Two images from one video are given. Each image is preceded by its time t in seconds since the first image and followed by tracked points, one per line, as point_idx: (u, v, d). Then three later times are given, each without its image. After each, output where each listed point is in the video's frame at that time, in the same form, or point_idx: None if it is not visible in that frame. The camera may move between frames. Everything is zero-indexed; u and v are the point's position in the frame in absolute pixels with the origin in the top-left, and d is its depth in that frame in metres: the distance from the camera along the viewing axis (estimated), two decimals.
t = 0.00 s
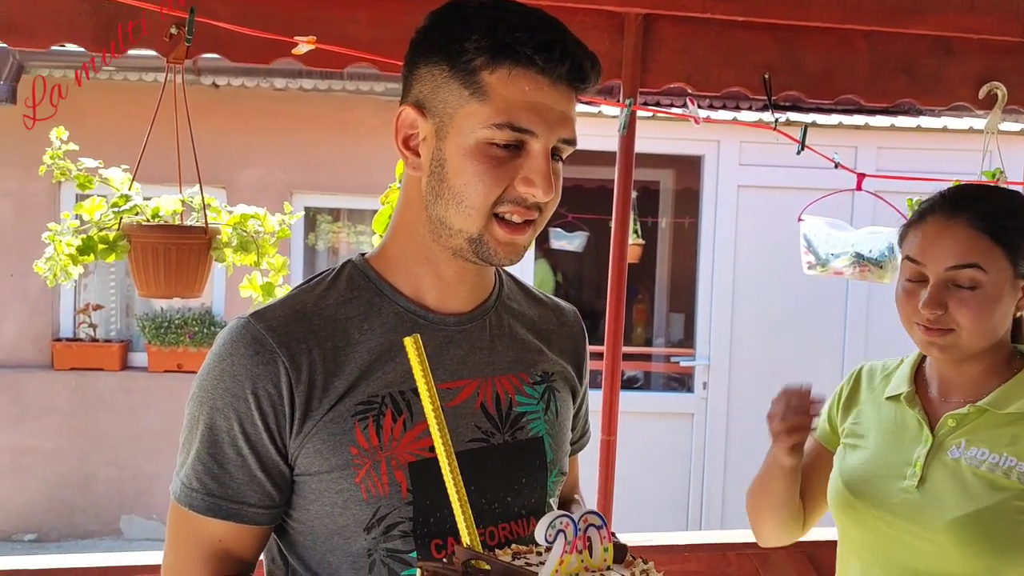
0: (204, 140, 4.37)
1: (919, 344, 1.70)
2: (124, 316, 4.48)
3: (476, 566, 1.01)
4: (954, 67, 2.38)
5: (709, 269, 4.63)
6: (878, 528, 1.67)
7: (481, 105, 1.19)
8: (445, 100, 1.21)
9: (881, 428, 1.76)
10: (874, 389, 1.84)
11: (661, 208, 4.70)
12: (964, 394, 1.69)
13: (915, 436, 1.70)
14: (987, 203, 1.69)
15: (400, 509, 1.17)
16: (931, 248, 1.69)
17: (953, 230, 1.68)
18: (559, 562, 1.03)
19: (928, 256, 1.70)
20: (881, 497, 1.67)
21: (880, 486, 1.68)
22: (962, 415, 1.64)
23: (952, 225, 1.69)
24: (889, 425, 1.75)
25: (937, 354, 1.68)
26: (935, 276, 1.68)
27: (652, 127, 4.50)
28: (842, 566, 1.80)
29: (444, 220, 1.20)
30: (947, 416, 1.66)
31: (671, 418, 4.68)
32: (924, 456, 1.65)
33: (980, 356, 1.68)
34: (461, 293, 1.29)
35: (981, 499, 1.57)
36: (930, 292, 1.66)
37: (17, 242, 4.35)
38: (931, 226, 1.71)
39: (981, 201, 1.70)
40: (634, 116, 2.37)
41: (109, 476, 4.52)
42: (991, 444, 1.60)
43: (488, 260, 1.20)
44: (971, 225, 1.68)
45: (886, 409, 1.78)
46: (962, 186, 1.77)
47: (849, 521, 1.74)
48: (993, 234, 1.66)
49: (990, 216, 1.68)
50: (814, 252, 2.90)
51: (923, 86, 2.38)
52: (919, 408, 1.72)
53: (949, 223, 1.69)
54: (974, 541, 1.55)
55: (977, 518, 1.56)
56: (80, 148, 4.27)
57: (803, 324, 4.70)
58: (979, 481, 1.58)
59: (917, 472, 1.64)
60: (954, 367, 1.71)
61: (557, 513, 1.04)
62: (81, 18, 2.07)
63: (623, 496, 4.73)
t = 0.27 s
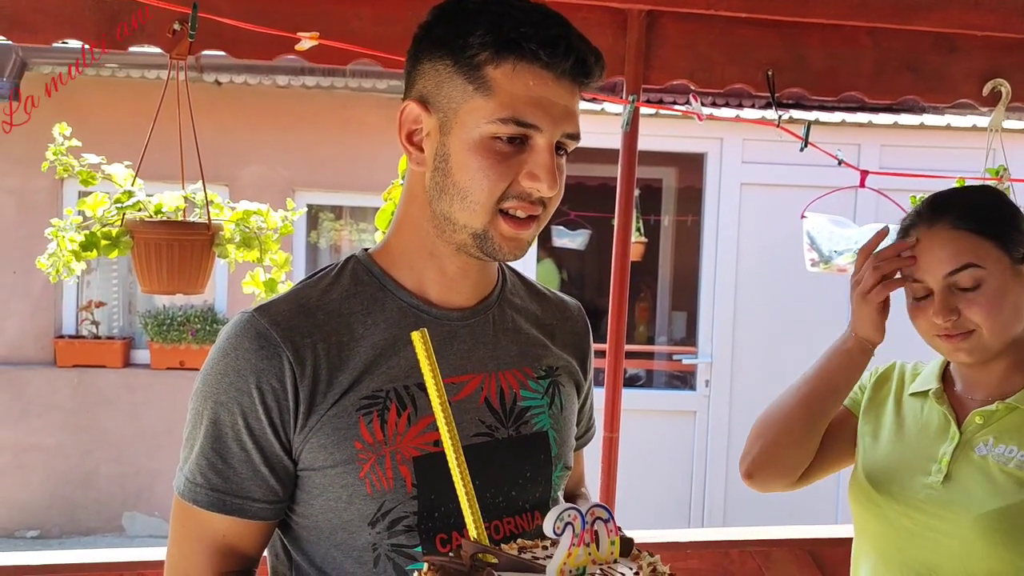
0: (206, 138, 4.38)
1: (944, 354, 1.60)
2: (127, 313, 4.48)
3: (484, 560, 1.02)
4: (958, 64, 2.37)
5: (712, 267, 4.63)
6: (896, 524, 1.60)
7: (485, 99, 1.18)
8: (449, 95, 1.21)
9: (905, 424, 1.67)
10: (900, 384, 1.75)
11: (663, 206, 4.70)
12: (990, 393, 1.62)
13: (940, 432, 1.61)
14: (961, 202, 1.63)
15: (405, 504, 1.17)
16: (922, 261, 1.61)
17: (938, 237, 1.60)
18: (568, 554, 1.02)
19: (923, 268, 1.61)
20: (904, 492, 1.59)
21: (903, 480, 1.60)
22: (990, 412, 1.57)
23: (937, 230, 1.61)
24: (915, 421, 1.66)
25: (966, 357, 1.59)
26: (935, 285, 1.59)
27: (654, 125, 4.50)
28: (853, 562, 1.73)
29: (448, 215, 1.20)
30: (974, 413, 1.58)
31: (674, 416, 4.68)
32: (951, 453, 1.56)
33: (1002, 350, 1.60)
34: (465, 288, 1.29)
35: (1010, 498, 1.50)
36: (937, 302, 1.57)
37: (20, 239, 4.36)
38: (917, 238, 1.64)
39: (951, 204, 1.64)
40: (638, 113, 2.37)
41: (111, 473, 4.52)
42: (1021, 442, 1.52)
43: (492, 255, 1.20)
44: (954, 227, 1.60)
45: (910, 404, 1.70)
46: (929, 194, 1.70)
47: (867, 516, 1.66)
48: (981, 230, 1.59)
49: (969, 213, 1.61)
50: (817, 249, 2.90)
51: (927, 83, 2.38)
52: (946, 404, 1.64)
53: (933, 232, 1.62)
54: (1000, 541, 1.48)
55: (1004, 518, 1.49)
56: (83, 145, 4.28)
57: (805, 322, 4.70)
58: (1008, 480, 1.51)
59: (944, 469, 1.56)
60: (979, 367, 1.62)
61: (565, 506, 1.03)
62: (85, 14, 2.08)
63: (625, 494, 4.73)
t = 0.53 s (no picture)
0: (207, 138, 4.38)
1: (948, 354, 1.59)
2: (128, 314, 4.49)
3: (483, 562, 1.02)
4: (960, 64, 2.37)
5: (713, 267, 4.62)
6: (893, 527, 1.60)
7: (486, 100, 1.18)
8: (450, 96, 1.21)
9: (901, 430, 1.67)
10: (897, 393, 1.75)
11: (664, 206, 4.70)
12: (988, 396, 1.61)
13: (936, 437, 1.61)
14: (978, 201, 1.63)
15: (403, 505, 1.17)
16: (937, 258, 1.61)
17: (955, 235, 1.60)
18: (567, 558, 1.02)
19: (937, 266, 1.61)
20: (900, 496, 1.59)
21: (899, 484, 1.61)
22: (986, 414, 1.56)
23: (954, 229, 1.61)
24: (911, 428, 1.66)
25: (970, 359, 1.58)
26: (949, 283, 1.59)
27: (655, 125, 4.49)
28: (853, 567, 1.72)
29: (447, 216, 1.20)
30: (969, 416, 1.58)
31: (675, 416, 4.68)
32: (946, 456, 1.57)
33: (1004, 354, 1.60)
34: (464, 289, 1.28)
35: (1005, 498, 1.49)
36: (949, 300, 1.57)
37: (21, 239, 4.36)
38: (933, 235, 1.63)
39: (969, 202, 1.64)
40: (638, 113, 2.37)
41: (113, 473, 4.52)
42: (1016, 444, 1.52)
43: (492, 256, 1.20)
44: (972, 226, 1.60)
45: (907, 411, 1.70)
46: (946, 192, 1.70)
47: (863, 519, 1.66)
48: (997, 230, 1.59)
49: (986, 213, 1.61)
50: (819, 249, 2.90)
51: (928, 83, 2.37)
52: (943, 409, 1.64)
53: (949, 228, 1.62)
54: (996, 542, 1.47)
55: (1000, 519, 1.48)
56: (84, 145, 4.28)
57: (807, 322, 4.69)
58: (1004, 481, 1.50)
59: (939, 472, 1.56)
60: (975, 369, 1.62)
61: (565, 509, 1.02)
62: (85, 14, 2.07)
63: (626, 494, 4.72)
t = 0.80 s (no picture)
0: (209, 139, 4.38)
1: (952, 352, 1.58)
2: (130, 315, 4.49)
3: (484, 565, 1.01)
4: (962, 64, 2.36)
5: (715, 267, 4.62)
6: (892, 526, 1.60)
7: (488, 101, 1.18)
8: (451, 97, 1.21)
9: (900, 430, 1.67)
10: (895, 392, 1.75)
11: (666, 206, 4.69)
12: (991, 394, 1.60)
13: (935, 436, 1.61)
14: (983, 200, 1.63)
15: (404, 507, 1.16)
16: (943, 256, 1.60)
17: (960, 233, 1.60)
18: (568, 560, 1.02)
19: (942, 264, 1.60)
20: (899, 495, 1.59)
21: (898, 483, 1.60)
22: (986, 412, 1.56)
23: (958, 228, 1.61)
24: (909, 426, 1.66)
25: (974, 358, 1.57)
26: (955, 281, 1.58)
27: (657, 125, 4.49)
28: (852, 566, 1.72)
29: (449, 217, 1.20)
30: (970, 415, 1.57)
31: (677, 417, 4.67)
32: (946, 455, 1.56)
33: (1008, 353, 1.59)
34: (465, 291, 1.28)
35: (1004, 496, 1.48)
36: (955, 297, 1.56)
37: (23, 240, 4.36)
38: (938, 234, 1.63)
39: (974, 201, 1.63)
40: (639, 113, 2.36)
41: (114, 474, 4.52)
42: (1016, 442, 1.51)
43: (494, 257, 1.19)
44: (977, 224, 1.60)
45: (906, 410, 1.69)
46: (949, 192, 1.70)
47: (863, 518, 1.65)
48: (1002, 228, 1.59)
49: (991, 212, 1.61)
50: (821, 250, 2.90)
51: (930, 83, 2.37)
52: (942, 408, 1.63)
53: (954, 227, 1.62)
54: (996, 540, 1.47)
55: (999, 518, 1.47)
56: (85, 147, 4.28)
57: (809, 322, 4.68)
58: (1003, 480, 1.50)
59: (939, 470, 1.55)
60: (978, 368, 1.61)
61: (566, 511, 1.02)
62: (86, 15, 2.07)
63: (628, 495, 4.71)
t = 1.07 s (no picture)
0: (211, 142, 4.38)
1: (952, 354, 1.59)
2: (133, 318, 4.50)
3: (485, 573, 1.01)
4: (964, 67, 2.36)
5: (717, 269, 4.62)
6: (894, 531, 1.59)
7: (490, 108, 1.18)
8: (453, 103, 1.21)
9: (902, 435, 1.67)
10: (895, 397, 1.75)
11: (668, 208, 4.69)
12: (987, 400, 1.60)
13: (937, 442, 1.61)
14: (1008, 206, 1.62)
15: (404, 515, 1.16)
16: (959, 258, 1.60)
17: (981, 238, 1.59)
18: (569, 569, 1.02)
19: (957, 264, 1.60)
20: (903, 501, 1.58)
21: (901, 489, 1.59)
22: (988, 418, 1.55)
23: (980, 232, 1.60)
24: (911, 433, 1.66)
25: (973, 362, 1.57)
26: (968, 284, 1.58)
27: (659, 127, 4.49)
28: (854, 570, 1.72)
29: (451, 223, 1.19)
30: (971, 420, 1.57)
31: (680, 418, 4.67)
32: (948, 460, 1.56)
33: (1008, 363, 1.59)
34: (466, 297, 1.28)
35: (1008, 500, 1.48)
36: (965, 299, 1.56)
37: (25, 243, 4.36)
38: (957, 235, 1.62)
39: (1000, 206, 1.62)
40: (641, 117, 2.36)
41: (117, 477, 4.53)
42: (1019, 446, 1.51)
43: (495, 264, 1.19)
44: (998, 232, 1.59)
45: (906, 415, 1.69)
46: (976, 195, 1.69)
47: (864, 522, 1.65)
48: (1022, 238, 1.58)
49: (1015, 220, 1.60)
50: (823, 252, 2.88)
51: (932, 85, 2.36)
52: (944, 413, 1.63)
53: (976, 229, 1.61)
54: (1000, 545, 1.47)
55: (1002, 522, 1.47)
56: (87, 150, 4.28)
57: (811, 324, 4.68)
58: (1007, 484, 1.49)
59: (942, 475, 1.55)
60: (978, 372, 1.61)
61: (567, 520, 1.03)
62: (89, 21, 2.08)
63: (630, 497, 4.71)
